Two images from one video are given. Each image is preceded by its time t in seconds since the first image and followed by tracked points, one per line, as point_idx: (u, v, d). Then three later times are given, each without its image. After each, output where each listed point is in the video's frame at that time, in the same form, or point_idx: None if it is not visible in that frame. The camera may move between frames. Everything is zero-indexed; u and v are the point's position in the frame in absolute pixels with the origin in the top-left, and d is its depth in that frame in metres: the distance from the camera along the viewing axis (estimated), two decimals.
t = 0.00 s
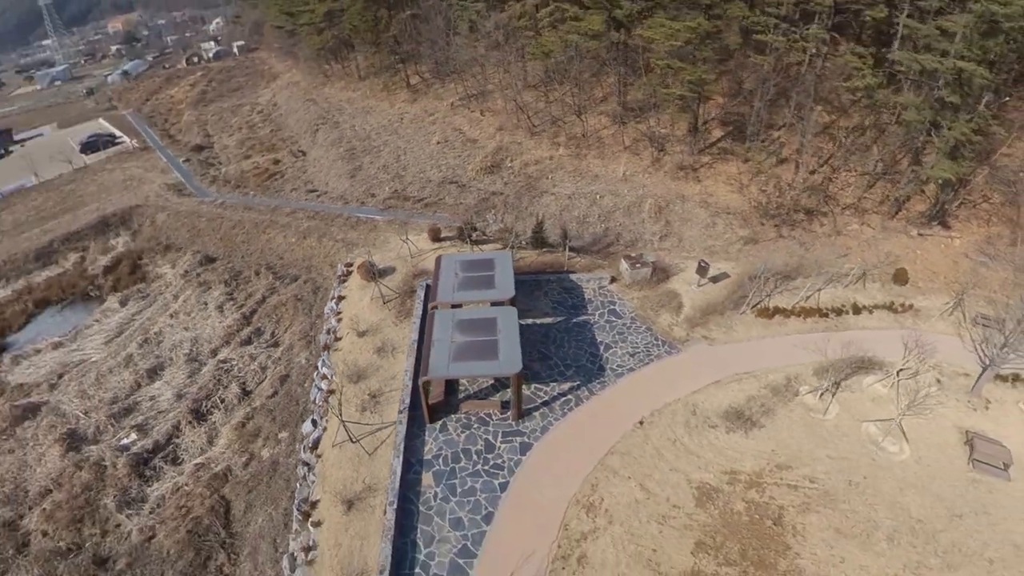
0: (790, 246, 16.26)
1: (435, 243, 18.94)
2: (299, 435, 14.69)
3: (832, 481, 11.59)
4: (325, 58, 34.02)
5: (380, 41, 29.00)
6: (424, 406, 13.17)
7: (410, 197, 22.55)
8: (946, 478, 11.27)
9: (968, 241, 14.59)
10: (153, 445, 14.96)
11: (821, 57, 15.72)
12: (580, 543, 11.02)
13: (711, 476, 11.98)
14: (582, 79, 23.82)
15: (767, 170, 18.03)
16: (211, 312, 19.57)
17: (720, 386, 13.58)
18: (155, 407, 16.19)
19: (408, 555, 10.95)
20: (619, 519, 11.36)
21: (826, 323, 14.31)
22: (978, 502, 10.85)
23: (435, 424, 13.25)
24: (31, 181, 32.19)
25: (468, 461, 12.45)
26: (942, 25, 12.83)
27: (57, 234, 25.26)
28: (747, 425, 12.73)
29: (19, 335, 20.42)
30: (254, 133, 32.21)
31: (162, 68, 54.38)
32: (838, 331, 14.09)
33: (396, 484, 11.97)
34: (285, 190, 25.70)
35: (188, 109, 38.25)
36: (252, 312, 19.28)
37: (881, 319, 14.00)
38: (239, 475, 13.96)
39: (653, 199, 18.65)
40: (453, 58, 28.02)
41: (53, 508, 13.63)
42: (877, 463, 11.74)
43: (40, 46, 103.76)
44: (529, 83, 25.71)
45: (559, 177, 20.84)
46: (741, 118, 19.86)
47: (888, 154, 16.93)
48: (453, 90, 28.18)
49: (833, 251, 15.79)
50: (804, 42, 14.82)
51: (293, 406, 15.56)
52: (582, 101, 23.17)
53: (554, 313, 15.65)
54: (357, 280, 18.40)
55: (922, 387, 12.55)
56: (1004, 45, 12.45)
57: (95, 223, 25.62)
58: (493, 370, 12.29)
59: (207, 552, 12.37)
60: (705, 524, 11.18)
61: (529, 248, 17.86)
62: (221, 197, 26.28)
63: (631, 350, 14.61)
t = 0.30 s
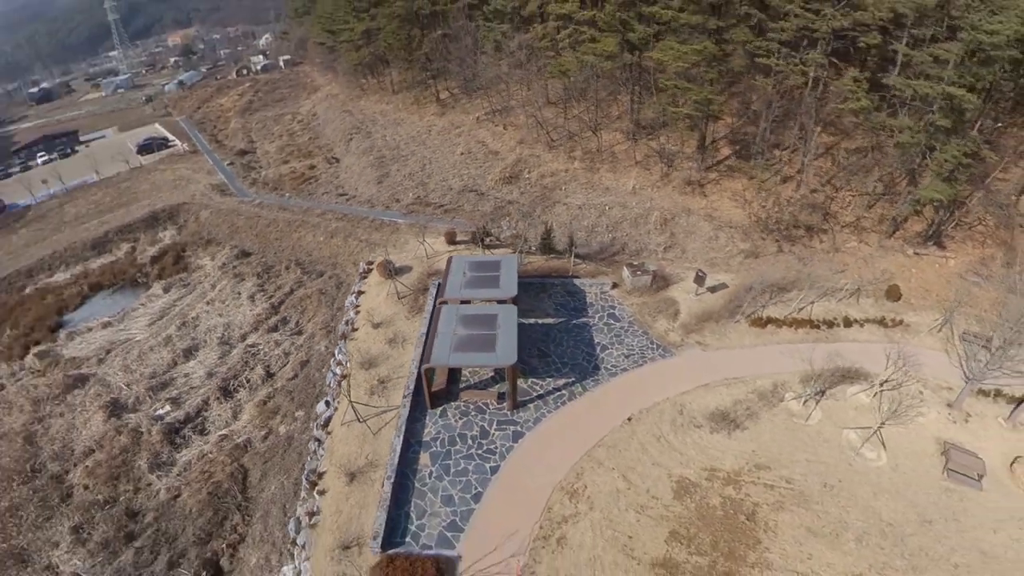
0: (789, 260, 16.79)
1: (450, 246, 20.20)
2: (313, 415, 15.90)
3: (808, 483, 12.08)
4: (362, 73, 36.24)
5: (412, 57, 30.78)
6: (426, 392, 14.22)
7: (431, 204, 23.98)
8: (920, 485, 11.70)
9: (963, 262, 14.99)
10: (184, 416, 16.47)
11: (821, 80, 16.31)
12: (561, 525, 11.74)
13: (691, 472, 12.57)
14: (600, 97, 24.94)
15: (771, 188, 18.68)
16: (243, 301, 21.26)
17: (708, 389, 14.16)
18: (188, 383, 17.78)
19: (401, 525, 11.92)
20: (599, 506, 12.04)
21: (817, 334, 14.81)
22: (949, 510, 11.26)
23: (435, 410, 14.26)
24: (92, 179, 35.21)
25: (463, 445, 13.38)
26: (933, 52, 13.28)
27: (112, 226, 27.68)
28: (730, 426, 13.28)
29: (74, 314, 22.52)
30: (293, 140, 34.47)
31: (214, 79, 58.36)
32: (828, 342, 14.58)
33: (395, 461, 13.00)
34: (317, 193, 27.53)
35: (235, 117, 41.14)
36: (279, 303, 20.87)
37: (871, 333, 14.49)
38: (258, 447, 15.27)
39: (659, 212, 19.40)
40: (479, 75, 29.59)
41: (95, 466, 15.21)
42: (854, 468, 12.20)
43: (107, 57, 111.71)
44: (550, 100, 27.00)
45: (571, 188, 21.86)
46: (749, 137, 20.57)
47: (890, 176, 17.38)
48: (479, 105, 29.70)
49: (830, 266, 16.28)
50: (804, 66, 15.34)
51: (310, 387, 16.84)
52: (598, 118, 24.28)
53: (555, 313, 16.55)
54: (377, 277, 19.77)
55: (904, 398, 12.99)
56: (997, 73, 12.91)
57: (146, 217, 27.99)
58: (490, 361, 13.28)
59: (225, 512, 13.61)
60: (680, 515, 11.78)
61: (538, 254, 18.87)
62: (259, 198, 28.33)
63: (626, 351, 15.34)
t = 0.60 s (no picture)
0: (787, 273, 17.31)
1: (465, 249, 21.44)
2: (327, 398, 17.14)
3: (785, 484, 12.52)
4: (395, 86, 38.33)
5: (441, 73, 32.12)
6: (429, 380, 15.23)
7: (451, 210, 25.34)
8: (896, 492, 12.13)
9: (957, 281, 15.49)
10: (212, 393, 18.01)
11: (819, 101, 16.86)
12: (544, 509, 12.44)
13: (673, 467, 13.13)
14: (616, 114, 26.00)
15: (774, 204, 19.29)
16: (272, 293, 22.92)
17: (697, 392, 14.71)
18: (218, 364, 19.38)
19: (396, 499, 12.85)
20: (581, 493, 12.68)
21: (808, 344, 15.30)
22: (921, 518, 11.64)
23: (437, 397, 15.22)
24: (145, 177, 38.10)
25: (460, 431, 14.28)
26: (924, 77, 13.76)
27: (160, 220, 30.05)
28: (715, 427, 13.81)
29: (121, 299, 24.63)
30: (328, 148, 36.59)
31: (260, 88, 62.05)
32: (818, 353, 15.06)
33: (396, 441, 13.98)
34: (346, 197, 29.28)
35: (277, 124, 43.86)
36: (304, 296, 22.44)
37: (860, 345, 14.94)
38: (276, 423, 16.60)
39: (665, 223, 20.14)
40: (504, 90, 31.08)
41: (131, 432, 16.83)
42: (833, 473, 12.63)
43: (165, 66, 119.07)
44: (569, 116, 28.21)
45: (583, 199, 22.84)
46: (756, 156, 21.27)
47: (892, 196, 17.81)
48: (503, 118, 31.14)
49: (827, 281, 16.75)
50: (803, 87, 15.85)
51: (327, 373, 18.15)
52: (614, 133, 25.30)
53: (558, 315, 17.42)
54: (395, 275, 21.11)
55: (888, 409, 13.45)
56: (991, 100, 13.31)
57: (190, 214, 30.29)
58: (488, 354, 14.27)
59: (242, 479, 14.91)
60: (658, 508, 12.31)
61: (545, 259, 19.86)
62: (293, 199, 30.31)
63: (622, 353, 15.99)
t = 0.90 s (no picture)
0: (786, 285, 17.83)
1: (479, 251, 22.64)
2: (342, 381, 18.41)
3: (765, 482, 12.99)
4: (426, 97, 40.23)
5: (468, 86, 33.88)
6: (435, 368, 16.28)
7: (469, 215, 26.61)
8: (873, 495, 12.52)
9: (952, 298, 15.86)
10: (240, 372, 19.59)
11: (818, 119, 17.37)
12: (532, 491, 13.20)
13: (658, 461, 13.70)
14: (632, 128, 26.95)
15: (778, 219, 19.88)
16: (299, 285, 24.56)
17: (689, 392, 15.27)
18: (246, 347, 20.98)
19: (395, 473, 13.80)
20: (568, 479, 13.39)
21: (800, 352, 15.78)
22: (895, 521, 12.02)
23: (442, 385, 16.21)
24: (190, 176, 40.85)
25: (460, 416, 15.18)
26: (918, 98, 14.28)
27: (202, 216, 32.35)
28: (702, 425, 14.38)
29: (163, 285, 26.74)
30: (360, 153, 38.55)
31: (301, 97, 65.34)
32: (809, 360, 15.54)
33: (400, 422, 14.98)
34: (373, 200, 30.93)
35: (314, 130, 46.34)
36: (329, 289, 23.99)
37: (852, 355, 15.39)
38: (294, 402, 17.96)
39: (671, 233, 20.88)
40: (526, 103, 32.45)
41: (165, 404, 18.49)
42: (813, 474, 13.07)
43: (215, 74, 125.65)
44: (587, 129, 29.28)
45: (595, 208, 23.77)
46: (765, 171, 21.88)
47: (893, 213, 18.29)
48: (525, 130, 32.45)
49: (824, 293, 17.25)
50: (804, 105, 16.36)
51: (344, 359, 19.46)
52: (628, 147, 26.24)
53: (561, 315, 18.23)
54: (412, 272, 22.42)
55: (873, 416, 13.88)
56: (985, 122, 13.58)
57: (229, 211, 32.48)
58: (489, 346, 15.26)
59: (261, 449, 16.25)
60: (640, 496, 12.92)
61: (554, 262, 20.80)
62: (324, 200, 32.17)
63: (619, 352, 16.67)
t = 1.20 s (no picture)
0: (786, 293, 18.38)
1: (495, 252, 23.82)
2: (359, 366, 19.72)
3: (748, 477, 13.36)
4: (454, 107, 42.02)
5: (493, 97, 35.46)
6: (444, 356, 17.27)
7: (488, 218, 27.88)
8: (853, 494, 12.90)
9: (949, 311, 16.39)
10: (268, 354, 21.23)
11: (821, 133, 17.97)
12: (525, 473, 13.89)
13: (647, 451, 14.19)
14: (648, 141, 27.87)
15: (783, 231, 20.61)
16: (326, 278, 26.22)
17: (683, 390, 15.78)
18: (274, 333, 22.65)
19: (401, 450, 14.68)
20: (561, 464, 14.01)
21: (794, 357, 16.23)
22: (871, 520, 12.38)
23: (450, 372, 17.18)
24: (232, 176, 43.50)
25: (464, 401, 16.06)
26: (915, 116, 14.86)
27: (240, 212, 34.61)
28: (693, 422, 14.83)
29: (203, 275, 28.95)
30: (389, 159, 40.44)
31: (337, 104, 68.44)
32: (802, 365, 15.99)
33: (409, 403, 15.95)
34: (399, 202, 32.54)
35: (348, 136, 48.72)
36: (353, 282, 25.54)
37: (845, 362, 15.82)
38: (314, 383, 19.38)
39: (678, 241, 21.64)
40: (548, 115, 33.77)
41: (200, 379, 20.22)
42: (795, 472, 13.45)
43: (258, 81, 131.88)
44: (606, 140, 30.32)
45: (607, 215, 24.71)
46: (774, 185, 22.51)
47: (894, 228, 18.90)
48: (546, 140, 33.72)
49: (823, 302, 17.78)
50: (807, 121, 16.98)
51: (362, 346, 20.83)
52: (643, 158, 27.17)
53: (566, 313, 19.09)
54: (431, 269, 23.75)
55: (860, 421, 14.32)
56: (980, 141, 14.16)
57: (266, 209, 34.66)
58: (493, 336, 16.24)
59: (282, 423, 17.66)
60: (627, 484, 13.42)
61: (564, 264, 21.73)
62: (354, 201, 33.97)
63: (618, 350, 17.34)
